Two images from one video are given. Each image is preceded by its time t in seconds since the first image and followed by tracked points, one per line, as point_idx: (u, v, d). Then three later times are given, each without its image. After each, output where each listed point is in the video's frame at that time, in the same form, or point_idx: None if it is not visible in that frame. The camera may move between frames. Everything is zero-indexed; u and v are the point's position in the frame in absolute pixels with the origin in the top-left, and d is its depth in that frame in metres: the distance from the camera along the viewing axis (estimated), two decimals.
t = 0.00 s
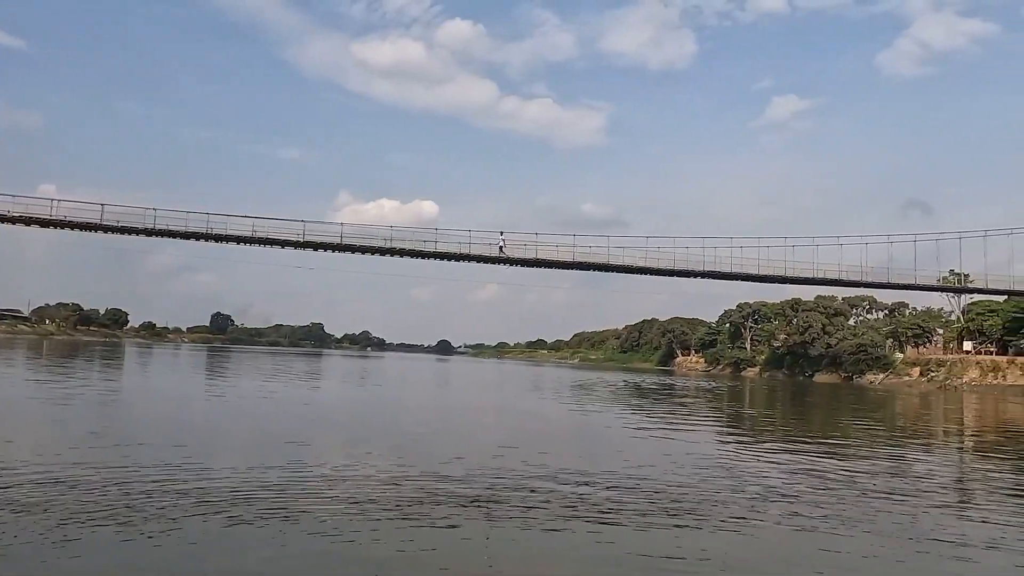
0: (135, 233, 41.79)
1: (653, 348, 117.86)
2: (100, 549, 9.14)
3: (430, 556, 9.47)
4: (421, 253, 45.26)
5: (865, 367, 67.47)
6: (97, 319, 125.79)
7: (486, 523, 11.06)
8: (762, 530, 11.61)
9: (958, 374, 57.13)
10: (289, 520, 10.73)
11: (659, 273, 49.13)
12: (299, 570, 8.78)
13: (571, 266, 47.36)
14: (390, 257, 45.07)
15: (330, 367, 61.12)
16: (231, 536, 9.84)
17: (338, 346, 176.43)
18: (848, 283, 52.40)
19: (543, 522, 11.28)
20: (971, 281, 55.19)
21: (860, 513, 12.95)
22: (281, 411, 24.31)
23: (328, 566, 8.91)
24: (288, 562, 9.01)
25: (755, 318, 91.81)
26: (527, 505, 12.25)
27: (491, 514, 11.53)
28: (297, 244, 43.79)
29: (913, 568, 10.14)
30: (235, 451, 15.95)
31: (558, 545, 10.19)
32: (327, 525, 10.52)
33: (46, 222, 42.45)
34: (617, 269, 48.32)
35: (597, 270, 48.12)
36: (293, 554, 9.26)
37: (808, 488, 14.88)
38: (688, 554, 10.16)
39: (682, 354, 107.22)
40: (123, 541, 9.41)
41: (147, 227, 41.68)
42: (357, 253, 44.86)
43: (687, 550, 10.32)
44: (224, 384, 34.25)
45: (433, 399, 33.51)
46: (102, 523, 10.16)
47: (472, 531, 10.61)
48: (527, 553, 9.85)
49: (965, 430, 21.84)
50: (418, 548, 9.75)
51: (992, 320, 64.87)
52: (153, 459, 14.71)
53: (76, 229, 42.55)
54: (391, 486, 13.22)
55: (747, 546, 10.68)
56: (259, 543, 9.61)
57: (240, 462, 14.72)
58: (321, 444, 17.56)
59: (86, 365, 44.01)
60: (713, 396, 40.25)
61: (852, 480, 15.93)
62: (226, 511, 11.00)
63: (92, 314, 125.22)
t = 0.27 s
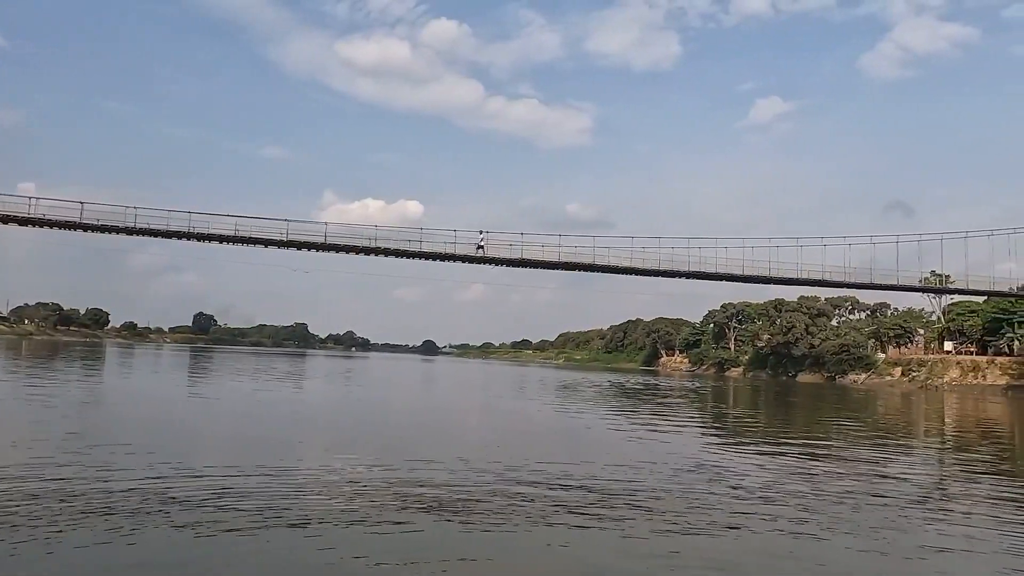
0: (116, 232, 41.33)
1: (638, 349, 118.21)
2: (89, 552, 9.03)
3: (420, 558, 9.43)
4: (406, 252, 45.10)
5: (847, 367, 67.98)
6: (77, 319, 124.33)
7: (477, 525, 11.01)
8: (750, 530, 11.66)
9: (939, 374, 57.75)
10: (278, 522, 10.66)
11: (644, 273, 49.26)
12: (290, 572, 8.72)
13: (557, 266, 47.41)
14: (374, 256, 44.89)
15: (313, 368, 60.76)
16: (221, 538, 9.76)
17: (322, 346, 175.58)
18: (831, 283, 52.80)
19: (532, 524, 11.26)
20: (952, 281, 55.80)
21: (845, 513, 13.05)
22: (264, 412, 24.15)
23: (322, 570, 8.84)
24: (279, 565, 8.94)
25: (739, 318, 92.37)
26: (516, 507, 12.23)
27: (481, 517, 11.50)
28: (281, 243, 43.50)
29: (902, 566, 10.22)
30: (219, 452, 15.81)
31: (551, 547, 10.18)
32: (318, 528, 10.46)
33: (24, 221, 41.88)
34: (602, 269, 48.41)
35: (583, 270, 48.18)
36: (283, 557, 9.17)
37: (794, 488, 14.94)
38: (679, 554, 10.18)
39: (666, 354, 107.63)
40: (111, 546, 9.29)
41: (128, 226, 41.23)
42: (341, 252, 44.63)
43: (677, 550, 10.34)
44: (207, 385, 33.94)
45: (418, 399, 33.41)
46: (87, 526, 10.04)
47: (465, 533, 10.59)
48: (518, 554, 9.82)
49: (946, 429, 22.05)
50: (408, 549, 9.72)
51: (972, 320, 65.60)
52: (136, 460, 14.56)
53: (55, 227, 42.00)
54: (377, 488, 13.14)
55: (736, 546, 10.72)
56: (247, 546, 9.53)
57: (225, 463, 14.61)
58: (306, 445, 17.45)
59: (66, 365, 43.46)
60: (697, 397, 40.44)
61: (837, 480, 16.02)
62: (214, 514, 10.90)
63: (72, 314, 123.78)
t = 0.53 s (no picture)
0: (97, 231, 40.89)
1: (624, 349, 118.48)
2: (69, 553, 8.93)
3: (403, 560, 9.39)
4: (391, 252, 44.95)
5: (831, 367, 68.45)
6: (58, 319, 122.95)
7: (461, 527, 10.98)
8: (733, 530, 11.70)
9: (921, 374, 58.31)
10: (260, 523, 10.59)
11: (630, 273, 49.37)
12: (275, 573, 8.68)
13: (543, 266, 47.42)
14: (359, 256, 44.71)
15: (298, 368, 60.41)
16: (202, 540, 9.69)
17: (307, 346, 174.79)
18: (816, 284, 53.17)
19: (516, 525, 11.24)
20: (935, 282, 56.36)
21: (829, 513, 13.14)
22: (249, 412, 23.98)
23: (305, 572, 8.78)
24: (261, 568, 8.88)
25: (724, 318, 92.84)
26: (500, 508, 12.21)
27: (465, 518, 11.46)
28: (265, 242, 43.23)
29: (883, 566, 10.28)
30: (203, 453, 15.68)
31: (535, 549, 10.17)
32: (300, 529, 10.40)
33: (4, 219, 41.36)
34: (589, 270, 48.47)
35: (569, 270, 48.22)
36: (266, 559, 9.12)
37: (777, 488, 15.01)
38: (662, 555, 10.19)
39: (652, 354, 108.00)
40: (92, 547, 9.21)
41: (110, 225, 40.81)
42: (326, 252, 44.42)
43: (661, 551, 10.36)
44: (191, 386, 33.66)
45: (404, 399, 33.30)
46: (68, 527, 9.94)
47: (450, 534, 10.60)
48: (502, 557, 9.80)
49: (929, 429, 22.22)
50: (391, 552, 9.66)
51: (954, 320, 66.28)
52: (118, 461, 14.41)
53: (35, 226, 41.51)
54: (360, 489, 13.07)
55: (719, 547, 10.75)
56: (229, 548, 9.45)
57: (209, 464, 14.48)
58: (291, 445, 17.34)
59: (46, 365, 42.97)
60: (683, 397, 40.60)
61: (820, 480, 16.12)
62: (195, 516, 10.81)
63: (54, 314, 122.41)
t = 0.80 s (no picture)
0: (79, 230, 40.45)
1: (611, 349, 118.73)
2: (56, 557, 8.85)
3: (395, 560, 9.37)
4: (378, 252, 44.80)
5: (817, 367, 68.88)
6: (41, 319, 121.64)
7: (452, 527, 10.98)
8: (722, 529, 11.76)
9: (906, 374, 58.79)
10: (249, 524, 10.54)
11: (618, 273, 49.48)
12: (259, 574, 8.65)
13: (531, 266, 47.43)
14: (346, 256, 44.53)
15: (284, 368, 60.06)
16: (192, 541, 9.63)
17: (294, 347, 173.86)
18: (802, 284, 53.49)
19: (507, 525, 11.25)
20: (919, 283, 56.82)
21: (812, 511, 13.19)
22: (235, 414, 23.80)
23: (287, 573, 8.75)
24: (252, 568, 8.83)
25: (711, 319, 93.25)
26: (483, 508, 12.18)
27: (455, 518, 11.46)
28: (251, 241, 42.97)
29: (871, 564, 10.37)
30: (186, 454, 15.55)
31: (526, 549, 10.18)
32: (290, 530, 10.35)
33: None
34: (576, 270, 48.50)
35: (557, 270, 48.26)
36: (253, 560, 9.11)
37: (766, 487, 15.11)
38: (653, 554, 10.23)
39: (639, 354, 108.28)
40: (80, 549, 9.12)
41: (93, 224, 40.41)
42: (313, 251, 44.19)
43: (651, 550, 10.41)
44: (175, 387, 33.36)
45: (391, 399, 33.18)
46: (54, 530, 9.84)
47: (434, 534, 10.58)
48: (493, 556, 9.79)
49: (914, 429, 22.37)
50: (383, 552, 9.65)
51: (939, 321, 66.87)
52: (99, 462, 14.27)
53: (17, 225, 41.01)
54: (349, 489, 13.03)
55: (710, 546, 10.81)
56: (218, 549, 9.40)
57: (192, 466, 14.36)
58: (275, 447, 17.23)
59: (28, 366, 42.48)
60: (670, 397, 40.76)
61: (807, 479, 16.23)
62: (183, 517, 10.73)
63: (37, 314, 121.07)
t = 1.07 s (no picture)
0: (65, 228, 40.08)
1: (600, 349, 118.89)
2: (44, 559, 8.79)
3: (385, 560, 9.35)
4: (367, 251, 44.65)
5: (806, 367, 69.24)
6: (26, 319, 120.53)
7: (442, 525, 10.99)
8: (711, 527, 11.84)
9: (894, 374, 59.20)
10: (238, 525, 10.51)
11: (608, 273, 49.57)
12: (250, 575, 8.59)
13: (521, 266, 47.44)
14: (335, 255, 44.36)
15: (273, 369, 59.76)
16: (182, 543, 9.60)
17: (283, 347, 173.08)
18: (790, 284, 53.76)
19: (497, 523, 11.26)
20: (907, 283, 57.21)
21: (802, 511, 13.25)
22: (224, 414, 23.63)
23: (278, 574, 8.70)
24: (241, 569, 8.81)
25: (700, 319, 93.59)
26: (474, 508, 12.15)
27: (445, 517, 11.46)
28: (239, 241, 42.72)
29: (858, 561, 10.46)
30: (175, 456, 15.43)
31: (517, 548, 10.20)
32: (280, 530, 10.32)
33: None
34: (566, 270, 48.52)
35: (547, 270, 48.30)
36: (245, 562, 9.04)
37: (754, 486, 15.20)
38: (643, 552, 10.27)
39: (629, 354, 108.49)
40: (68, 551, 9.07)
41: (78, 222, 40.06)
42: (301, 251, 43.99)
43: (641, 548, 10.46)
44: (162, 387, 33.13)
45: (381, 400, 33.07)
46: (41, 532, 9.78)
47: (425, 534, 10.53)
48: (483, 555, 9.80)
49: (901, 428, 22.51)
50: (373, 551, 9.64)
51: (926, 321, 67.36)
52: (87, 464, 14.12)
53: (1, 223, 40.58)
54: (339, 489, 13.01)
55: (698, 543, 10.86)
56: (207, 551, 9.36)
57: (181, 467, 14.25)
58: (265, 447, 17.13)
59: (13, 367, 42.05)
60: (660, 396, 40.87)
61: (795, 477, 16.33)
62: (171, 517, 10.69)
63: (21, 314, 119.96)
